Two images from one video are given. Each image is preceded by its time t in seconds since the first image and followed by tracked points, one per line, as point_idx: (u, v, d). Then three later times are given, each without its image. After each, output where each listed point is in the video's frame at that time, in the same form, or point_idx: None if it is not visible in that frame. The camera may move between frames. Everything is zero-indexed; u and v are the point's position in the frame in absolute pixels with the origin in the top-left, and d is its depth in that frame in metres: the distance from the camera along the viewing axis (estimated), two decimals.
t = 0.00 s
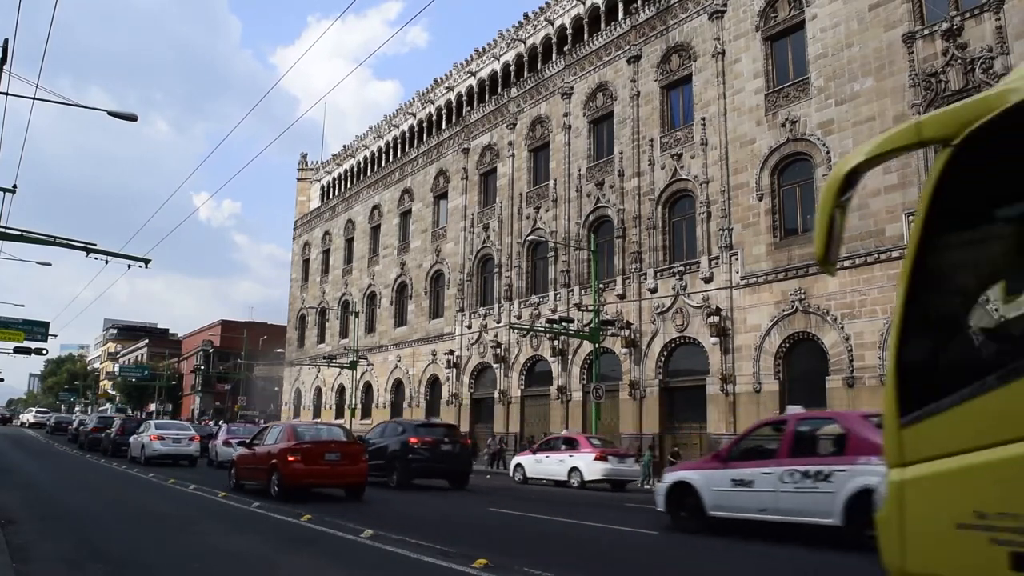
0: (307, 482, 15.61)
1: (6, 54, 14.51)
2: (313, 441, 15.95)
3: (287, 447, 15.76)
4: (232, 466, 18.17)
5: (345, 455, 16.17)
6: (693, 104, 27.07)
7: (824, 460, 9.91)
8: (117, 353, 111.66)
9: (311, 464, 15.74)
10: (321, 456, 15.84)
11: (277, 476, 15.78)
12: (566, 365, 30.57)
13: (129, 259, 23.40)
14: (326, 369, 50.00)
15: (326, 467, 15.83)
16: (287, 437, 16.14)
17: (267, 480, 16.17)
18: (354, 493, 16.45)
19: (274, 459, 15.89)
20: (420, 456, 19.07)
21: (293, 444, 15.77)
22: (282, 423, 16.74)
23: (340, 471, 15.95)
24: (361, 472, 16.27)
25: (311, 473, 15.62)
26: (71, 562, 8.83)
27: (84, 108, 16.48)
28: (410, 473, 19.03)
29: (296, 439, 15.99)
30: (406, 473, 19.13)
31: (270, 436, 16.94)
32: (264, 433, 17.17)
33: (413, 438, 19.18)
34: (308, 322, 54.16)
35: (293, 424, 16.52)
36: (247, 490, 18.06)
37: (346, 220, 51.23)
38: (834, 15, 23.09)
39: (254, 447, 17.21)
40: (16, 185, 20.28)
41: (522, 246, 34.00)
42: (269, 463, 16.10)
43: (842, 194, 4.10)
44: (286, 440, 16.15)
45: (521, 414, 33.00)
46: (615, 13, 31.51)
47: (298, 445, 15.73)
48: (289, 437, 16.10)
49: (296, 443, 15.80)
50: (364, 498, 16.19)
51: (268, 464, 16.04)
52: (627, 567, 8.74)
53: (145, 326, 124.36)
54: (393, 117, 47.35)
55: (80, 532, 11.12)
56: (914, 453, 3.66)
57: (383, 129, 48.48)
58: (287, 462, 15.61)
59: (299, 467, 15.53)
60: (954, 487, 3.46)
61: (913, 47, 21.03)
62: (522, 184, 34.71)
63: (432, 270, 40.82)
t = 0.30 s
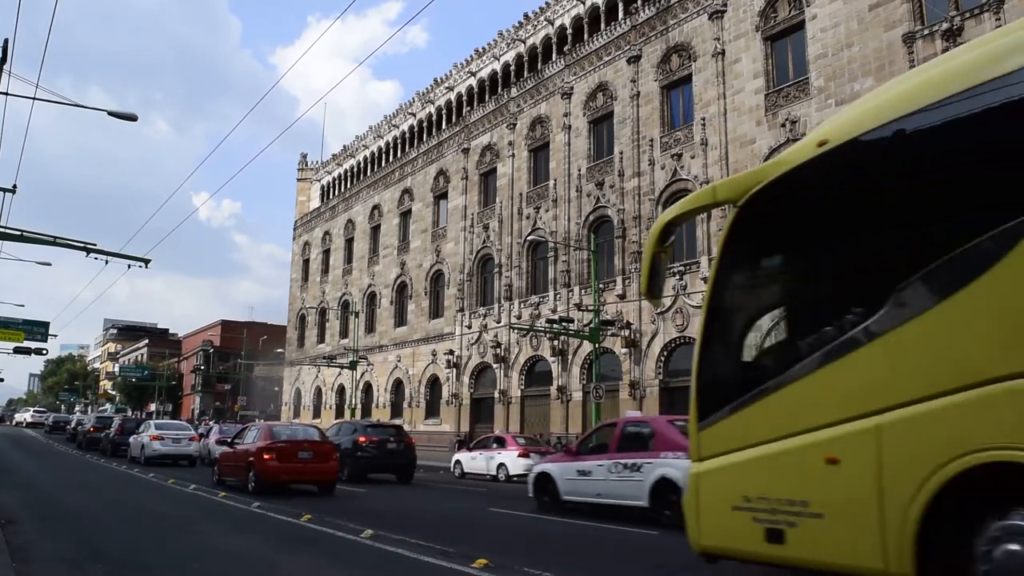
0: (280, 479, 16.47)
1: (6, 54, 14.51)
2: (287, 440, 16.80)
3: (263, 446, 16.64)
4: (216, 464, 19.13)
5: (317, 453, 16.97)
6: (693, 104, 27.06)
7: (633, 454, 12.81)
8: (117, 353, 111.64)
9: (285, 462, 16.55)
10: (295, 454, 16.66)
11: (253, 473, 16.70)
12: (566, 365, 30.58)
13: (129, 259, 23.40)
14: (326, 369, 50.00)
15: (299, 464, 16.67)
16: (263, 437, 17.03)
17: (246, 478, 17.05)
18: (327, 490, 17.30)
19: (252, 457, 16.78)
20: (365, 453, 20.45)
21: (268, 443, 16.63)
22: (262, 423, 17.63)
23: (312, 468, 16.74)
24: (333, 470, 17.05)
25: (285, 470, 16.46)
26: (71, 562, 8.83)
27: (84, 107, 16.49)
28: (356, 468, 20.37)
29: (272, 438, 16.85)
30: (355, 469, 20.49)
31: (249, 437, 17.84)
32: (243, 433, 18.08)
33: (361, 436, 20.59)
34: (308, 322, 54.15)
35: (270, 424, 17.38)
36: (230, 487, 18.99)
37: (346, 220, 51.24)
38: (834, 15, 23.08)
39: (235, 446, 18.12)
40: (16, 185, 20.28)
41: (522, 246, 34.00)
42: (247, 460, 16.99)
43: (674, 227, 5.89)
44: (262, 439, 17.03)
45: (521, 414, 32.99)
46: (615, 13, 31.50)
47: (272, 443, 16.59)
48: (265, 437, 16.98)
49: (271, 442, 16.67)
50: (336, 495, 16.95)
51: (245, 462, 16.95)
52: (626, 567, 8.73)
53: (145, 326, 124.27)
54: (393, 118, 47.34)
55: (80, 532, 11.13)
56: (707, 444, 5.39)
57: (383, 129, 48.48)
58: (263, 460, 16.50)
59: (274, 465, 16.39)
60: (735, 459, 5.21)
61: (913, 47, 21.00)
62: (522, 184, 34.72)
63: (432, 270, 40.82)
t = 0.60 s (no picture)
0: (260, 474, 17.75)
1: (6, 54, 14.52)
2: (266, 437, 18.08)
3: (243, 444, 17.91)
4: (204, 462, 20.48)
5: (295, 450, 18.26)
6: (693, 105, 27.06)
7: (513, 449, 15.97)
8: (117, 353, 111.63)
9: (264, 459, 17.89)
10: (273, 451, 17.95)
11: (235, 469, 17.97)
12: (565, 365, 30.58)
13: (129, 259, 23.45)
14: (326, 369, 50.00)
15: (277, 461, 17.94)
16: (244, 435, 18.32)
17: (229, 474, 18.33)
18: (306, 485, 18.58)
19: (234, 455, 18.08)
20: (328, 451, 22.77)
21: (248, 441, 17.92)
22: (244, 423, 18.99)
23: (289, 465, 18.01)
24: (310, 466, 18.34)
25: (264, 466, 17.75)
26: (71, 562, 8.83)
27: (85, 107, 16.56)
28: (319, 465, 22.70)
29: (252, 436, 18.15)
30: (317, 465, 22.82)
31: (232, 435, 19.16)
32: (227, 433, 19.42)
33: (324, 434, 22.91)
34: (308, 322, 54.14)
35: (251, 423, 18.67)
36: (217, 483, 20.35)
37: (346, 220, 51.26)
38: (834, 15, 23.07)
39: (220, 445, 19.45)
40: (16, 186, 20.33)
41: (522, 246, 34.01)
42: (229, 458, 18.35)
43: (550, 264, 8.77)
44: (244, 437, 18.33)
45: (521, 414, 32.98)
46: (615, 13, 31.49)
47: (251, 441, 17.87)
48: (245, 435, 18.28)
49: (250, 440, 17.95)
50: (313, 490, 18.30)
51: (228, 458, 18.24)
52: (627, 567, 8.71)
53: (144, 326, 124.19)
54: (393, 118, 47.34)
55: (81, 532, 11.13)
56: (577, 441, 7.85)
57: (383, 129, 48.47)
58: (243, 457, 17.77)
59: (253, 461, 17.67)
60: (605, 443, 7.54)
61: (913, 47, 20.97)
62: (522, 184, 34.73)
63: (432, 270, 40.83)
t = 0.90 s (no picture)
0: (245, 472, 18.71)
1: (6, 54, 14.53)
2: (252, 438, 19.05)
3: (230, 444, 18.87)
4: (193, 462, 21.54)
5: (279, 450, 19.22)
6: (693, 105, 27.06)
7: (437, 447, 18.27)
8: (117, 353, 111.59)
9: (250, 458, 18.80)
10: (258, 451, 18.90)
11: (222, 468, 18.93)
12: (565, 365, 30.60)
13: (129, 259, 23.51)
14: (326, 369, 49.99)
15: (262, 459, 18.90)
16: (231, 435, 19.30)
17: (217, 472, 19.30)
18: (290, 483, 19.53)
19: (222, 454, 19.04)
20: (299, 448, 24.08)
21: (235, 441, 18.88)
22: (230, 423, 19.89)
23: (274, 463, 18.97)
24: (294, 465, 19.29)
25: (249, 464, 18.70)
26: (71, 562, 8.83)
27: (85, 107, 16.63)
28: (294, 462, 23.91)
29: (240, 437, 19.12)
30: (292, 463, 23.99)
31: (220, 435, 20.16)
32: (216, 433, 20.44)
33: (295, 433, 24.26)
34: (308, 322, 54.13)
35: (238, 424, 19.66)
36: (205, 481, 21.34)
37: (346, 220, 51.27)
38: (834, 15, 23.06)
39: (209, 445, 20.43)
40: (16, 186, 20.38)
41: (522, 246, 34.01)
42: (216, 456, 19.25)
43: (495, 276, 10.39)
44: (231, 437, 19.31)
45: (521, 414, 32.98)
46: (615, 13, 31.47)
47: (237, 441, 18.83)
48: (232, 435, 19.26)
49: (236, 440, 18.89)
50: (297, 488, 19.23)
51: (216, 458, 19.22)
52: (628, 566, 8.72)
53: (145, 326, 124.09)
54: (393, 117, 47.33)
55: (81, 532, 11.14)
56: (501, 437, 9.63)
57: (383, 129, 48.47)
58: (230, 456, 18.73)
59: (239, 460, 18.61)
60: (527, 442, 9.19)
61: (913, 47, 20.97)
62: (522, 184, 34.75)
63: (432, 270, 40.83)
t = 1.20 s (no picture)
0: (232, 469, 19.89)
1: (6, 55, 14.52)
2: (238, 437, 20.22)
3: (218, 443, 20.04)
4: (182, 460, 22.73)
5: (264, 449, 20.41)
6: (694, 104, 27.05)
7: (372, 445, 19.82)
8: (117, 353, 111.58)
9: (237, 456, 19.99)
10: (244, 450, 20.08)
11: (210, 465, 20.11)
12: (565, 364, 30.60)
13: (129, 259, 23.55)
14: (326, 369, 49.99)
15: (248, 458, 20.07)
16: (219, 435, 20.48)
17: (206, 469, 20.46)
18: (276, 479, 20.70)
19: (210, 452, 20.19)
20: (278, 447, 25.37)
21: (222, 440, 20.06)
22: (219, 423, 21.07)
23: (259, 461, 20.16)
24: (279, 463, 20.47)
25: (236, 462, 19.88)
26: (71, 562, 8.83)
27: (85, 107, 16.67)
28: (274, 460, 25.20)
29: (227, 436, 20.29)
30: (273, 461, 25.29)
31: (208, 434, 21.37)
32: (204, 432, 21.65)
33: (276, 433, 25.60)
34: (308, 322, 54.13)
35: (225, 424, 20.85)
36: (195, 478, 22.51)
37: (345, 220, 51.28)
38: (834, 16, 23.05)
39: (198, 443, 21.63)
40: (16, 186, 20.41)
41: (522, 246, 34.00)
42: (205, 454, 20.44)
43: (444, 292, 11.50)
44: (218, 436, 20.49)
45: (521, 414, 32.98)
46: (615, 13, 31.46)
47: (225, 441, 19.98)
48: (220, 435, 20.44)
49: (223, 440, 20.06)
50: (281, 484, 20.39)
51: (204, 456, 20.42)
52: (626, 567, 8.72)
53: (145, 326, 124.05)
54: (393, 117, 47.33)
55: (81, 532, 11.14)
56: (426, 437, 11.02)
57: (383, 129, 48.48)
58: (218, 454, 19.90)
59: (226, 458, 19.78)
60: (445, 439, 10.54)
61: (914, 47, 20.96)
62: (522, 184, 34.76)
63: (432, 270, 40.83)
